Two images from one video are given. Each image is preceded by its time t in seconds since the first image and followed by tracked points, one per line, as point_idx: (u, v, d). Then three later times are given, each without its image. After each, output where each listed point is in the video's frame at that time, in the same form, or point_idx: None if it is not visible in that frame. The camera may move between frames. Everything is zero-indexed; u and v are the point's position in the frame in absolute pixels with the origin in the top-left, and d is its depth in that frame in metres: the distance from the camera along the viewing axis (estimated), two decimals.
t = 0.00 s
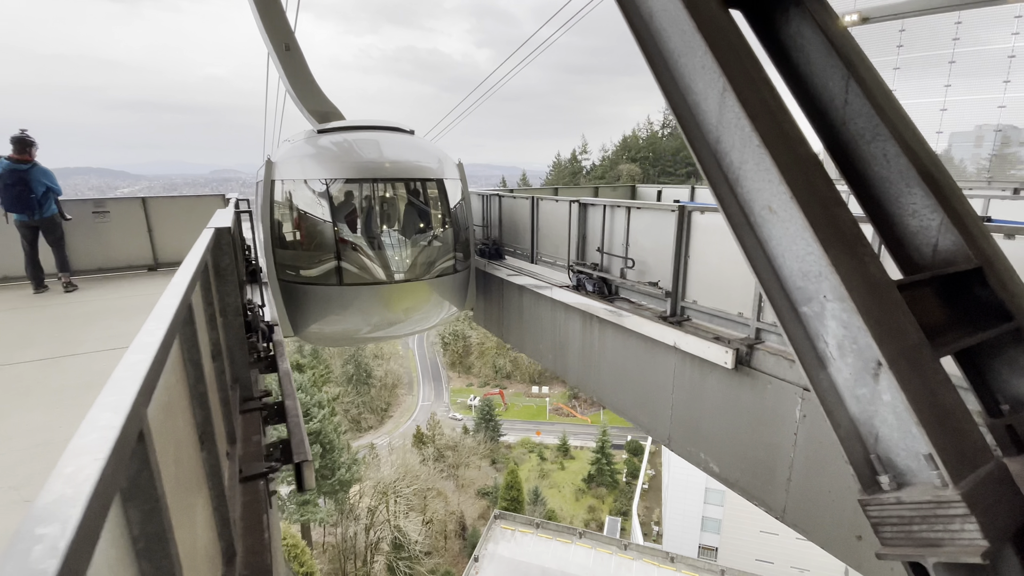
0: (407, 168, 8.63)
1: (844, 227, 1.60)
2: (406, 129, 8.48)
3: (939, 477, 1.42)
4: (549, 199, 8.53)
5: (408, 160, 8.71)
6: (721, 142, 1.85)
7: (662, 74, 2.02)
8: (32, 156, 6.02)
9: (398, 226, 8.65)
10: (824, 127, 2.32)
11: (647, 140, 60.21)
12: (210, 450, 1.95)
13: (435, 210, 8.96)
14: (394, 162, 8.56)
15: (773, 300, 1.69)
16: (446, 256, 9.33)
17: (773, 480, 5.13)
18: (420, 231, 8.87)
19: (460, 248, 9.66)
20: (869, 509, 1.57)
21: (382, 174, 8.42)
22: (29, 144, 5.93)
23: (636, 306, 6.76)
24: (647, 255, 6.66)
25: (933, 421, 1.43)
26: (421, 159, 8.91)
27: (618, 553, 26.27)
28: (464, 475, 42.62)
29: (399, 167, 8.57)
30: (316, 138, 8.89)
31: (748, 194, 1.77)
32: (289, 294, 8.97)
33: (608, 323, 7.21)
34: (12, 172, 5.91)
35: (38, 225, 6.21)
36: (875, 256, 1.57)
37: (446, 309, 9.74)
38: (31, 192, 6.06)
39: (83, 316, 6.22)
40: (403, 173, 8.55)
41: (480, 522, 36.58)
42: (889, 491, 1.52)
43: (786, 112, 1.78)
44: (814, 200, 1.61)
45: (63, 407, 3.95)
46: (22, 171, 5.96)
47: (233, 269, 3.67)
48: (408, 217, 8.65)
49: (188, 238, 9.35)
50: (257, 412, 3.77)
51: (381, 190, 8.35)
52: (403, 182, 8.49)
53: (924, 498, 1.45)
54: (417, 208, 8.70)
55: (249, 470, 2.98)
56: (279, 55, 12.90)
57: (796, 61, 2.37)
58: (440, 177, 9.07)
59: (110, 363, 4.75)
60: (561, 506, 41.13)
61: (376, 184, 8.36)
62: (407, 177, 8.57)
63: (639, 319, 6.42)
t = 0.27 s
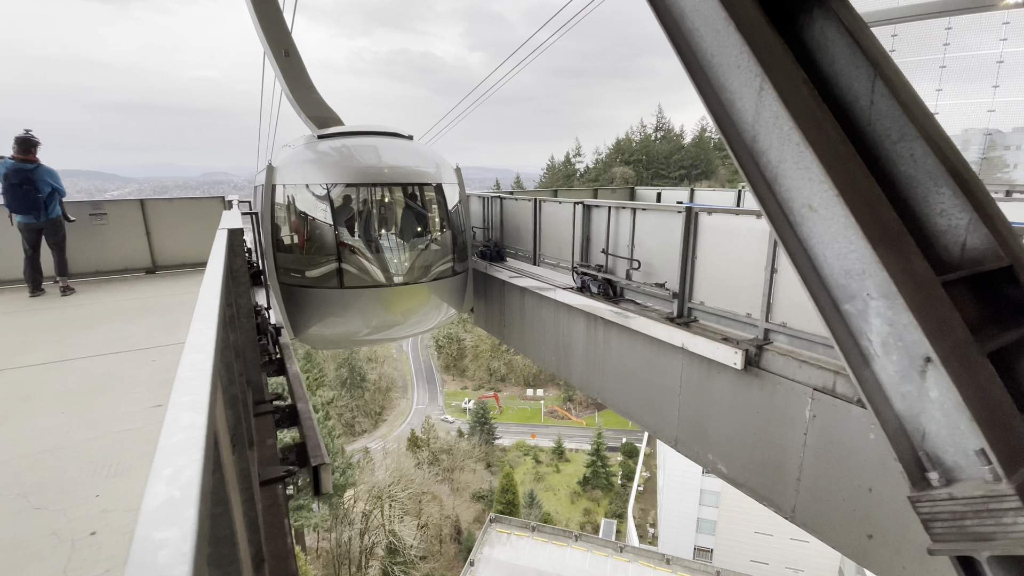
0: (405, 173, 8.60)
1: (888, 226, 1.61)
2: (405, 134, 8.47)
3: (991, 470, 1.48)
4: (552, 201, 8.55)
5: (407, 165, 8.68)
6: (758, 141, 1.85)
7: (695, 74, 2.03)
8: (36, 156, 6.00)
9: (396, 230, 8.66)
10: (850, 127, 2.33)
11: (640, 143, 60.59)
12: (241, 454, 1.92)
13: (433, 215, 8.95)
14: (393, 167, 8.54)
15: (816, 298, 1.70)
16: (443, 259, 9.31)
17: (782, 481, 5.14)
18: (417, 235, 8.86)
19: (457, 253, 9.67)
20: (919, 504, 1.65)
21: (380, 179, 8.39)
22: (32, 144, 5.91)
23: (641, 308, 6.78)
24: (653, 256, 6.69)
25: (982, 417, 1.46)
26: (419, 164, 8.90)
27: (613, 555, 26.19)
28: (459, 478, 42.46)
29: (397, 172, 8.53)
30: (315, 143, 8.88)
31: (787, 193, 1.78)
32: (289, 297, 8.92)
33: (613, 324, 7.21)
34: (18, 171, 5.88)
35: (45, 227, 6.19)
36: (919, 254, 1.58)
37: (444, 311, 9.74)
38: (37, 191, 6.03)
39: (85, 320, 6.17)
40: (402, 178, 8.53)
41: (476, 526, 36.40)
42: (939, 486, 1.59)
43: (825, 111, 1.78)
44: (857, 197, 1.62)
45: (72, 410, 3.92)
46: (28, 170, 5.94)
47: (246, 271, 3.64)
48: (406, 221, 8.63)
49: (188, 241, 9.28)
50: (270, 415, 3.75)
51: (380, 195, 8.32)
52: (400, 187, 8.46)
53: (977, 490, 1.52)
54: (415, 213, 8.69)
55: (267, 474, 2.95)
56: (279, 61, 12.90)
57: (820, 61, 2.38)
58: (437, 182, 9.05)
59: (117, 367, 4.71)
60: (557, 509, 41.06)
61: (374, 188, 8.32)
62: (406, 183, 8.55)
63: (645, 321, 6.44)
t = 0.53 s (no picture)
0: (393, 179, 8.50)
1: (920, 233, 1.61)
2: (393, 140, 8.38)
3: None
4: (545, 205, 8.54)
5: (394, 171, 8.58)
6: (785, 146, 1.85)
7: (721, 80, 2.04)
8: (19, 157, 5.77)
9: (382, 234, 8.54)
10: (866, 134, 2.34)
11: (623, 147, 61.20)
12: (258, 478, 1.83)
13: (421, 219, 8.87)
14: (380, 172, 8.43)
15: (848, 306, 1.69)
16: (429, 263, 9.17)
17: (779, 484, 5.18)
18: (403, 239, 8.72)
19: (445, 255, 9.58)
20: (959, 516, 1.55)
21: (368, 184, 8.27)
22: (15, 143, 5.67)
23: (636, 311, 6.79)
24: (648, 260, 6.71)
25: None
26: (407, 169, 8.80)
27: (599, 557, 26.23)
28: (444, 482, 42.18)
29: (385, 178, 8.42)
30: (301, 149, 8.80)
31: (815, 200, 1.78)
32: (276, 302, 8.76)
33: (608, 328, 7.21)
34: (2, 171, 5.67)
35: (29, 229, 6.00)
36: (952, 259, 1.57)
37: (432, 313, 9.75)
38: (22, 192, 5.86)
39: (65, 327, 5.95)
40: (389, 182, 8.42)
41: (461, 530, 36.18)
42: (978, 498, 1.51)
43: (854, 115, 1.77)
44: (890, 203, 1.62)
45: (56, 421, 3.75)
46: (13, 170, 5.74)
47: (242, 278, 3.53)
48: (392, 225, 8.54)
49: (170, 245, 9.04)
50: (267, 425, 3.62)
51: (367, 200, 8.22)
52: (387, 191, 8.35)
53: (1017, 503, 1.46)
54: (402, 217, 8.60)
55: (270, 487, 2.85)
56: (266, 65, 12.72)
57: (836, 69, 2.40)
58: (425, 187, 8.97)
59: (101, 376, 4.53)
60: (542, 512, 41.05)
61: (361, 193, 8.21)
62: (393, 187, 8.44)
63: (641, 325, 6.43)
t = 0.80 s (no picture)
0: (382, 183, 8.36)
1: (962, 237, 1.56)
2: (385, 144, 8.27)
3: None
4: (541, 206, 8.47)
5: (383, 174, 8.45)
6: (816, 148, 1.80)
7: (749, 80, 1.99)
8: None
9: (371, 236, 8.41)
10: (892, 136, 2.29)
11: (609, 149, 61.55)
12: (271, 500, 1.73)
13: (410, 222, 8.75)
14: (369, 176, 8.31)
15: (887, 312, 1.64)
16: (418, 267, 9.08)
17: (781, 486, 5.18)
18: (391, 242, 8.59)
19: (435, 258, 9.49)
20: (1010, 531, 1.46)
21: (356, 188, 8.14)
22: None
23: (635, 313, 6.75)
24: (646, 262, 6.68)
25: None
26: (396, 172, 8.68)
27: (588, 557, 26.19)
28: (433, 484, 41.96)
29: (373, 182, 8.28)
30: (289, 152, 8.66)
31: (851, 204, 1.73)
32: (266, 304, 8.70)
33: (605, 330, 7.17)
34: None
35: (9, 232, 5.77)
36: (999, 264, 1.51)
37: (423, 315, 9.64)
38: (2, 194, 5.64)
39: (48, 333, 5.74)
40: (377, 186, 8.29)
41: (450, 533, 36.00)
42: None
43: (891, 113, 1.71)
44: (932, 206, 1.56)
45: (42, 433, 3.58)
46: None
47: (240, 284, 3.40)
48: (380, 226, 8.37)
49: (157, 247, 8.86)
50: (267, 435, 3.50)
51: (355, 203, 8.08)
52: (375, 194, 8.23)
53: None
54: (390, 219, 8.45)
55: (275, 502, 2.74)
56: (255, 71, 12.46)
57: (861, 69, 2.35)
58: (415, 190, 8.86)
59: (89, 386, 4.37)
60: (531, 513, 41.04)
61: (348, 197, 8.07)
62: (382, 190, 8.31)
63: (640, 327, 6.40)
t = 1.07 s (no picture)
0: (374, 187, 8.27)
1: None
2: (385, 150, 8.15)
3: None
4: (541, 208, 8.38)
5: (375, 179, 8.35)
6: (863, 149, 1.75)
7: (791, 79, 1.94)
8: None
9: (363, 240, 8.33)
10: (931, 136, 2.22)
11: (598, 150, 61.80)
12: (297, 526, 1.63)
13: (402, 225, 8.66)
14: (361, 180, 8.21)
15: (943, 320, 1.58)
16: (409, 271, 9.04)
17: (789, 489, 5.15)
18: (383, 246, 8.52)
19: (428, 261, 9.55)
20: None
21: (348, 193, 8.05)
22: None
23: (638, 316, 6.69)
24: (649, 264, 6.61)
25: None
26: (388, 176, 8.57)
27: (580, 558, 26.11)
28: (424, 487, 41.69)
29: (365, 187, 8.19)
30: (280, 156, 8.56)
31: (901, 207, 1.67)
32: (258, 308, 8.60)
33: (607, 333, 7.11)
34: None
35: None
36: None
37: (415, 318, 9.62)
38: None
39: (35, 340, 5.53)
40: (370, 190, 8.19)
41: (442, 535, 35.78)
42: None
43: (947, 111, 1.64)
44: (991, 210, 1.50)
45: (33, 447, 3.42)
46: None
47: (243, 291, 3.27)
48: (371, 229, 8.28)
49: (148, 251, 8.73)
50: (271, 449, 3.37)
51: (346, 208, 7.98)
52: (367, 198, 8.14)
53: None
54: (383, 223, 8.35)
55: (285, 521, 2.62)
56: (246, 75, 12.17)
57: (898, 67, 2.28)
58: (407, 195, 8.75)
59: (81, 396, 4.20)
60: (523, 514, 40.95)
61: (339, 202, 7.99)
62: (374, 195, 8.22)
63: (645, 330, 6.34)
